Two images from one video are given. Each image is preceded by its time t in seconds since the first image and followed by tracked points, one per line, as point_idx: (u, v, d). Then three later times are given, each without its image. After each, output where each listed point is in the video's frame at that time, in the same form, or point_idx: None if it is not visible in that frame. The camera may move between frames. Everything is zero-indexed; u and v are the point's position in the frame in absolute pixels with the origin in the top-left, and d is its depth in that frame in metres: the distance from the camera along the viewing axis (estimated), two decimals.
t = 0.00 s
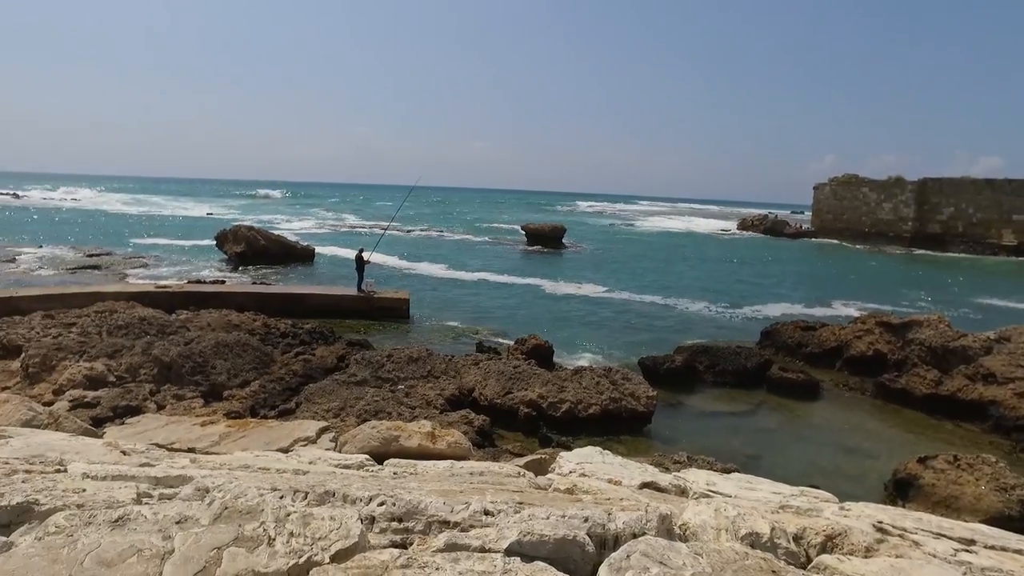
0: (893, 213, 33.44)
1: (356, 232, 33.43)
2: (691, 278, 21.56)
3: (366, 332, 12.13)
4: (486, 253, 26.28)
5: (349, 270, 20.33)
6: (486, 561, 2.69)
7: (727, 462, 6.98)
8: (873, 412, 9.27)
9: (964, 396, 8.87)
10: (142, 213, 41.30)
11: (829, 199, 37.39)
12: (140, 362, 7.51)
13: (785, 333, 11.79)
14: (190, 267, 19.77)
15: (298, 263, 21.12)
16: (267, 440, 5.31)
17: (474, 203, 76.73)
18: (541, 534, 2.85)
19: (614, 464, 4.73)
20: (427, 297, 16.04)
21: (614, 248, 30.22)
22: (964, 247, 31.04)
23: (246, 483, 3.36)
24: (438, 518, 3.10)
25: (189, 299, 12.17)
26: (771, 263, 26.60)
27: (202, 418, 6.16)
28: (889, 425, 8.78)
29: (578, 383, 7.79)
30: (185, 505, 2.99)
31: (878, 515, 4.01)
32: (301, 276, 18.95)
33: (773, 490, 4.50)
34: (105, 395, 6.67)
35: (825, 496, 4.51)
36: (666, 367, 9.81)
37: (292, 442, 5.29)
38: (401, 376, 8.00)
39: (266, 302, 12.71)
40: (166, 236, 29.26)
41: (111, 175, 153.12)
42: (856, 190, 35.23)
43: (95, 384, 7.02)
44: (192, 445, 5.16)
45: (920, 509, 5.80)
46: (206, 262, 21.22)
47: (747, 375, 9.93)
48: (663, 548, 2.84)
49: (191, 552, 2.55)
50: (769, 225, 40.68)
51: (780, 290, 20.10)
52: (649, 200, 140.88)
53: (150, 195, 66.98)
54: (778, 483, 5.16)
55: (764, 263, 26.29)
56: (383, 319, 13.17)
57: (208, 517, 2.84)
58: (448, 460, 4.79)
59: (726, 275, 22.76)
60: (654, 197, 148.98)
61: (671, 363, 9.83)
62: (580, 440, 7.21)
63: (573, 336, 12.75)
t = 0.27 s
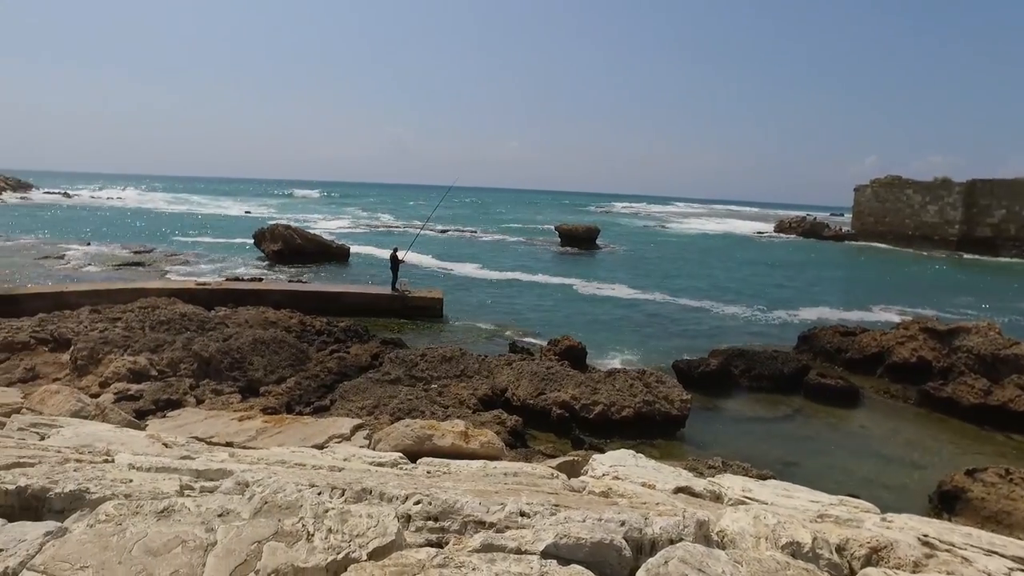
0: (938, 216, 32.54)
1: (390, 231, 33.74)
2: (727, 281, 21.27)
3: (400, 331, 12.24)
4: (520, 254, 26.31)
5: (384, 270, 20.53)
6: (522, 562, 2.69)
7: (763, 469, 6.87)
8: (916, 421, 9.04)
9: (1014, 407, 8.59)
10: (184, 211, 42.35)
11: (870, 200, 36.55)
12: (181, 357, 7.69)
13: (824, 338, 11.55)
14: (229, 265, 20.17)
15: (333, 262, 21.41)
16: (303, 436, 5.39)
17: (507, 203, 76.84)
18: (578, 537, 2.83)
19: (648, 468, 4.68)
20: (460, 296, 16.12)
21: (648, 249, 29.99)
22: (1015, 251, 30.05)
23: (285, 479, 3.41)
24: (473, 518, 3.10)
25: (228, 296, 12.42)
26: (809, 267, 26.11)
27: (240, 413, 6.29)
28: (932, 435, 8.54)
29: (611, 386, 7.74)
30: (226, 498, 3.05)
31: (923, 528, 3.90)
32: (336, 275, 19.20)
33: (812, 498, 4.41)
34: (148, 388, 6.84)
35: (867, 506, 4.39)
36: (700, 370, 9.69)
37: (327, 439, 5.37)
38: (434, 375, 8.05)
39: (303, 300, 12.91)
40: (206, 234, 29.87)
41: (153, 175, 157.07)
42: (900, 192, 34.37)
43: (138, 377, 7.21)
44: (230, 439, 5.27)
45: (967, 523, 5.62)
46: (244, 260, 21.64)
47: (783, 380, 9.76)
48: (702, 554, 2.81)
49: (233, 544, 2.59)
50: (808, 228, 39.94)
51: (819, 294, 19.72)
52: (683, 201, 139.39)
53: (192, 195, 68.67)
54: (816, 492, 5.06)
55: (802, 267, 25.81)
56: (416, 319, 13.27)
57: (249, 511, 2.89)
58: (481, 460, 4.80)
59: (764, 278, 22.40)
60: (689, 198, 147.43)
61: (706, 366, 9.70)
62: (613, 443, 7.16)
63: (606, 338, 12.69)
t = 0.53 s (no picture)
0: (989, 219, 31.56)
1: (425, 230, 33.95)
2: (766, 284, 20.92)
3: (434, 330, 12.31)
4: (554, 254, 26.26)
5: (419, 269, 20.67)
6: (558, 565, 2.68)
7: (800, 476, 6.74)
8: (962, 432, 8.78)
9: None
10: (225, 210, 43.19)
11: (915, 203, 35.58)
12: (220, 352, 7.84)
13: (865, 344, 11.28)
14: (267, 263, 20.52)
15: (368, 260, 21.65)
16: (338, 433, 5.46)
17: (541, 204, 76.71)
18: (615, 541, 2.81)
19: (682, 473, 4.63)
20: (495, 297, 16.14)
21: (684, 251, 29.67)
22: None
23: (323, 475, 3.45)
24: (510, 519, 3.10)
25: (267, 294, 12.63)
26: (851, 270, 25.57)
27: (277, 408, 6.40)
28: (979, 446, 8.28)
29: (645, 389, 7.66)
30: (265, 492, 3.10)
31: (973, 545, 3.77)
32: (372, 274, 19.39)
33: (853, 509, 4.31)
34: (189, 382, 7.00)
35: (912, 519, 4.28)
36: (737, 374, 9.54)
37: (361, 436, 5.43)
38: (468, 375, 8.07)
39: (339, 298, 13.07)
40: (245, 232, 30.41)
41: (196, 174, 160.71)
42: (948, 194, 33.41)
43: (180, 371, 7.38)
44: (268, 434, 5.38)
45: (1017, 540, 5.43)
46: (282, 258, 21.99)
47: (823, 386, 9.55)
48: (741, 563, 2.76)
49: (273, 539, 2.63)
50: (849, 230, 39.10)
51: (861, 299, 19.29)
52: (720, 202, 137.65)
53: (232, 194, 70.02)
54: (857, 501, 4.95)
55: (843, 270, 25.23)
56: (450, 318, 13.34)
57: (288, 506, 2.93)
58: (514, 461, 4.79)
59: (803, 282, 22.00)
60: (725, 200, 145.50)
61: (743, 370, 9.55)
62: (646, 446, 7.09)
63: (640, 340, 12.58)
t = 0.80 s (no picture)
0: None
1: (462, 230, 34.10)
2: (808, 288, 20.52)
3: (469, 329, 12.35)
4: (591, 255, 26.15)
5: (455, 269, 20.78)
6: (597, 569, 2.67)
7: (842, 486, 6.58)
8: (1014, 444, 8.48)
9: None
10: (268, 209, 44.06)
11: (967, 205, 34.46)
12: (261, 348, 8.00)
13: (911, 350, 10.97)
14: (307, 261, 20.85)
15: (406, 259, 21.83)
16: (375, 430, 5.52)
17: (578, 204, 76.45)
18: (655, 546, 2.78)
19: (721, 478, 4.56)
20: (531, 297, 16.14)
21: (723, 253, 29.27)
22: None
23: (362, 472, 3.49)
24: (548, 520, 3.09)
25: (306, 292, 12.84)
26: (897, 275, 24.92)
27: (315, 404, 6.50)
28: None
29: (682, 392, 7.56)
30: (307, 487, 3.14)
31: None
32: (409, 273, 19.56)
33: (900, 521, 4.19)
34: (230, 377, 7.16)
35: (963, 535, 4.14)
36: (776, 379, 9.36)
37: (397, 434, 5.48)
38: (503, 375, 8.09)
39: (376, 296, 13.21)
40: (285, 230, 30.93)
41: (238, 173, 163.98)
42: (1004, 195, 32.31)
43: (222, 366, 7.55)
44: (306, 430, 5.47)
45: None
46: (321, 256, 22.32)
47: (867, 393, 9.31)
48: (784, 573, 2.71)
49: (315, 533, 2.68)
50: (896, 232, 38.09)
51: (908, 304, 18.77)
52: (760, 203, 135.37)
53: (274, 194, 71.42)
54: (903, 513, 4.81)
55: (889, 275, 24.59)
56: (486, 318, 13.38)
57: (330, 501, 2.97)
58: (550, 462, 4.78)
59: (847, 286, 21.51)
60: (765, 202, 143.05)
61: (783, 375, 9.36)
62: (683, 450, 7.01)
63: (677, 343, 12.44)
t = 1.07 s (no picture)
0: None
1: (499, 231, 34.20)
2: (854, 293, 20.05)
3: (506, 330, 12.38)
4: (629, 256, 25.99)
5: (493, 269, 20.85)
6: (638, 574, 2.64)
7: (888, 497, 6.40)
8: None
9: None
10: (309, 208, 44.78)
11: None
12: (301, 345, 8.13)
13: (963, 360, 10.62)
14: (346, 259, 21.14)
15: (444, 259, 21.99)
16: (412, 428, 5.57)
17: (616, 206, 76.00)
18: (697, 553, 2.75)
19: (762, 486, 4.48)
20: (568, 298, 16.09)
21: (765, 256, 28.80)
22: None
23: (401, 470, 3.52)
24: (587, 524, 3.07)
25: (345, 290, 13.02)
26: (948, 281, 24.18)
27: (353, 401, 6.59)
28: None
29: (721, 397, 7.45)
30: (348, 484, 3.18)
31: None
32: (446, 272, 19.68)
33: (952, 538, 4.06)
34: (271, 372, 7.30)
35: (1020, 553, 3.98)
36: (819, 386, 9.15)
37: (434, 433, 5.52)
38: (540, 376, 8.08)
39: (414, 296, 13.33)
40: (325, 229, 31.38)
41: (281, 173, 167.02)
42: None
43: (263, 361, 7.70)
44: (345, 426, 5.55)
45: None
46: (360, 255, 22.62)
47: (914, 403, 9.04)
48: None
49: (357, 530, 2.70)
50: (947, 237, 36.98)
51: (959, 311, 18.20)
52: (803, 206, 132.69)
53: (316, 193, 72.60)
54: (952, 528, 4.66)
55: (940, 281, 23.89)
56: (522, 318, 13.39)
57: (370, 498, 3.00)
58: (587, 466, 4.75)
59: (895, 291, 20.97)
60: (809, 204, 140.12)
61: (826, 382, 9.15)
62: (721, 456, 6.91)
63: (715, 346, 12.27)
